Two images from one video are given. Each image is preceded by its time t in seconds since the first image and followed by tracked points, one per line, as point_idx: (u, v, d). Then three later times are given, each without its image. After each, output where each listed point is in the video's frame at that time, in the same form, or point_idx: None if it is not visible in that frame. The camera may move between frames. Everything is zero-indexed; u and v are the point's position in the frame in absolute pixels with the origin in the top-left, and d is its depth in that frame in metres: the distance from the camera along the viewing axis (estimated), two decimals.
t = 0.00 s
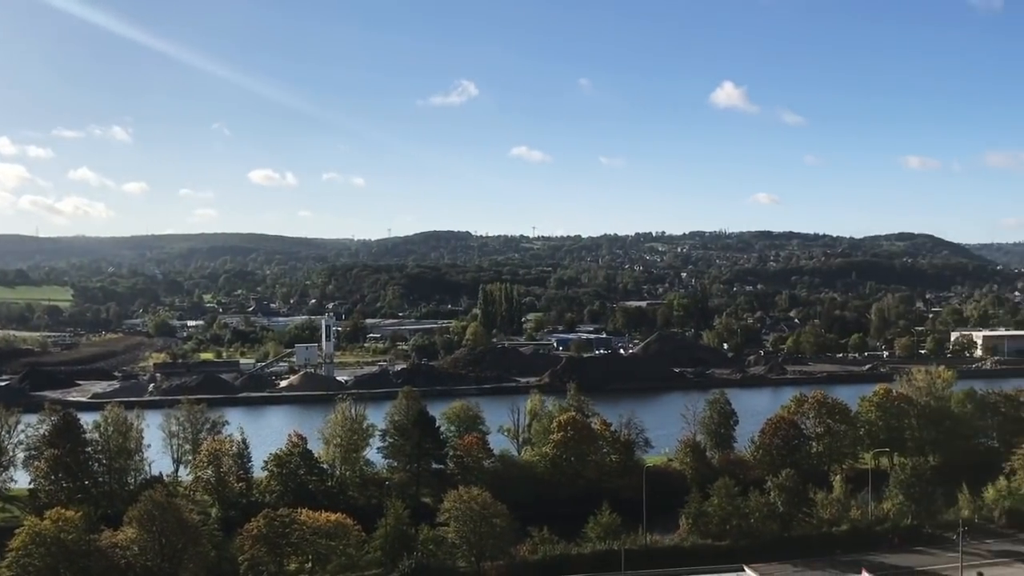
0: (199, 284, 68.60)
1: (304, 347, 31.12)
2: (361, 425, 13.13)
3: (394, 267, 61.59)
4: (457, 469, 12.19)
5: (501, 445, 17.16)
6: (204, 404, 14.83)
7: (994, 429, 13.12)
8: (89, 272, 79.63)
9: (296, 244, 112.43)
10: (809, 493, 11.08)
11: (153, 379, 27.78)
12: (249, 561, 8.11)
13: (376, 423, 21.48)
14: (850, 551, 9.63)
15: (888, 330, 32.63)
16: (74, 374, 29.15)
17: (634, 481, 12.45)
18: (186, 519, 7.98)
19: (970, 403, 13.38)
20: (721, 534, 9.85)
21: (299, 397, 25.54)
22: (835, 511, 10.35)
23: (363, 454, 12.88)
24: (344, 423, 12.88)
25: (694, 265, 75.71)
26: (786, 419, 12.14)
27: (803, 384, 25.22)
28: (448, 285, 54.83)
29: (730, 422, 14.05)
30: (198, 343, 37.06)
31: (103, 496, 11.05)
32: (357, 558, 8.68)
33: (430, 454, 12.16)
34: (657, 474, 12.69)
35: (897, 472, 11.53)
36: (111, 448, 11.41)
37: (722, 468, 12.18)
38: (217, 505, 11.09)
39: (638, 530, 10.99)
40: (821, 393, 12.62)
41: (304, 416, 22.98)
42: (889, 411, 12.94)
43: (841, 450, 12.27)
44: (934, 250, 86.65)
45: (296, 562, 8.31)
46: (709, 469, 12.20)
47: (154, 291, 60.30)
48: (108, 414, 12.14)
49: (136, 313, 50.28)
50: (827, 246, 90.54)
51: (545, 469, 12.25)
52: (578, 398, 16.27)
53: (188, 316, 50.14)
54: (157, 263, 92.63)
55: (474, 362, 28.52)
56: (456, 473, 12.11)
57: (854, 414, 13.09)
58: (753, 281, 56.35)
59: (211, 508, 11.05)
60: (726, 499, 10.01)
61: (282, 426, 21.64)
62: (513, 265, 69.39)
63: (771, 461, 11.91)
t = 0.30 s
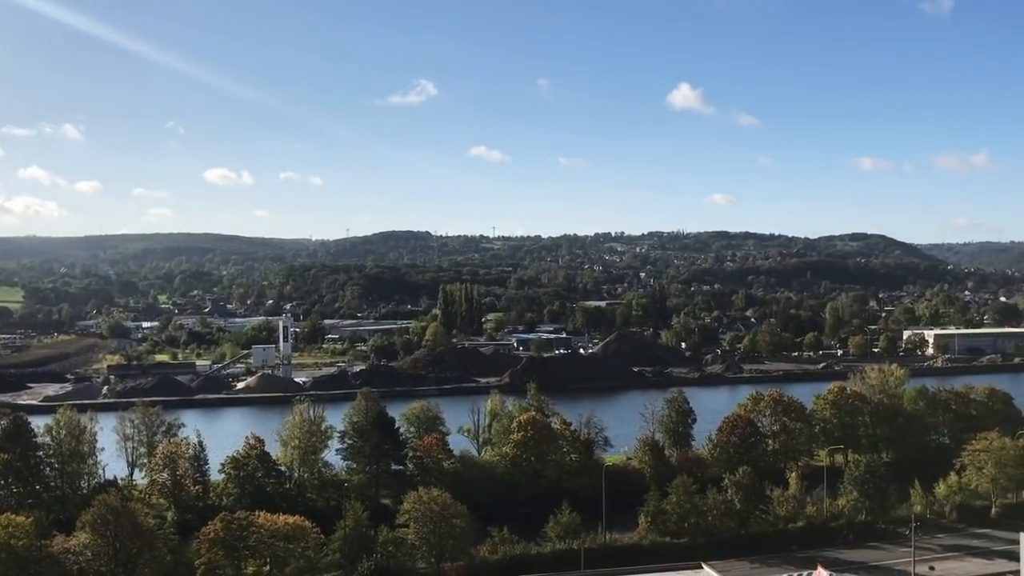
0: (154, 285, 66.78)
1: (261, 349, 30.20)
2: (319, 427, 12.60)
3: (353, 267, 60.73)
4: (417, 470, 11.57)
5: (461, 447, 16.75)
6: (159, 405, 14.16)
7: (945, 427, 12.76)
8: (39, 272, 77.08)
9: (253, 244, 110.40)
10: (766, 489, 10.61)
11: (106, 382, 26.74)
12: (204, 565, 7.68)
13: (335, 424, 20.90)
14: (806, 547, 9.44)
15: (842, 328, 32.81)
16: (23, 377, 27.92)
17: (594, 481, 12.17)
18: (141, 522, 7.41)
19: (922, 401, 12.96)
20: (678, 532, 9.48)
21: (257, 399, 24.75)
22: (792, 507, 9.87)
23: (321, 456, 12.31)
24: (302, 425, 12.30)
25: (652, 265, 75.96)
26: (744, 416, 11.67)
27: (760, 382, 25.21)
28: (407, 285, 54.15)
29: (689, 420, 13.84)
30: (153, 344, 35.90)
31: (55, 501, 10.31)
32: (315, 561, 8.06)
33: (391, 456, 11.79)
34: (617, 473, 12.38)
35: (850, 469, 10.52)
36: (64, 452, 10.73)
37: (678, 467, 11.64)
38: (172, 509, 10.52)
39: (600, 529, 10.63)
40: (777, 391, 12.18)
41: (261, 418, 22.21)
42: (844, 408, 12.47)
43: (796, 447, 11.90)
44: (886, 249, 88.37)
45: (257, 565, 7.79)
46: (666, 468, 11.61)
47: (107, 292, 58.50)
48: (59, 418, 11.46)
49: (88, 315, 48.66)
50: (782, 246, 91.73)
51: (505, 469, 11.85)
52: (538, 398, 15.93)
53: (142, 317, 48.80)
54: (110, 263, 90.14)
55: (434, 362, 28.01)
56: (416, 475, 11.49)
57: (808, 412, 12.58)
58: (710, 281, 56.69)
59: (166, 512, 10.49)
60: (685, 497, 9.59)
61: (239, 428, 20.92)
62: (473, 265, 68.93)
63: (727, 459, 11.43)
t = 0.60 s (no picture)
0: (106, 285, 64.86)
1: (218, 349, 29.24)
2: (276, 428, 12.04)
3: (310, 267, 59.83)
4: (375, 471, 11.24)
5: (420, 448, 16.35)
6: (113, 408, 13.44)
7: (896, 424, 12.68)
8: None
9: (208, 244, 108.17)
10: (721, 488, 10.45)
11: (56, 385, 25.71)
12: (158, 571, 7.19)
13: (292, 426, 20.33)
14: (761, 545, 9.23)
15: (795, 328, 33.18)
16: None
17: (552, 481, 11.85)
18: (94, 527, 6.98)
19: (874, 399, 12.80)
20: (637, 531, 9.25)
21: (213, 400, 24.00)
22: (748, 505, 9.72)
23: (278, 458, 11.63)
24: (258, 425, 11.65)
25: (610, 265, 76.20)
26: (700, 415, 11.51)
27: (715, 382, 25.28)
28: (365, 285, 53.42)
29: (646, 419, 13.66)
30: (105, 346, 34.73)
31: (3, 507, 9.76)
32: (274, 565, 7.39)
33: (348, 458, 11.31)
34: (574, 473, 12.08)
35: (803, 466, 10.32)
36: (13, 456, 10.09)
37: (635, 466, 11.29)
38: (126, 513, 9.98)
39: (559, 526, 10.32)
40: (732, 389, 12.01)
41: (217, 420, 21.51)
42: (798, 408, 12.24)
43: (752, 445, 11.62)
44: (839, 250, 89.93)
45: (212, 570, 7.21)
46: (624, 466, 11.29)
47: (58, 292, 56.63)
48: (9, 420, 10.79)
49: (37, 316, 47.00)
50: (738, 247, 92.91)
51: (464, 469, 11.52)
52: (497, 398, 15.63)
53: (94, 317, 47.42)
54: (60, 263, 87.50)
55: (392, 362, 27.53)
56: (374, 476, 11.16)
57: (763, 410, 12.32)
58: (668, 281, 57.00)
59: (120, 516, 9.96)
60: (642, 495, 9.40)
61: (194, 430, 20.22)
62: (433, 265, 68.35)
63: (684, 457, 11.23)
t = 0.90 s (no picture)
0: (55, 285, 62.88)
1: (171, 350, 28.41)
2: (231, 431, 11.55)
3: (267, 267, 58.77)
4: (332, 473, 10.80)
5: (378, 450, 15.98)
6: (62, 410, 12.74)
7: (849, 422, 12.63)
8: None
9: (162, 245, 105.87)
10: (677, 487, 10.24)
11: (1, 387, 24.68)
12: None
13: (248, 427, 19.77)
14: (718, 543, 9.06)
15: (751, 328, 33.49)
16: None
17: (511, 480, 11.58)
18: (42, 531, 6.50)
19: (828, 398, 12.70)
20: (594, 530, 9.06)
21: (167, 402, 23.24)
22: (702, 502, 9.59)
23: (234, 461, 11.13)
24: (212, 429, 11.15)
25: (569, 266, 76.43)
26: (657, 414, 11.35)
27: (673, 381, 25.31)
28: (323, 285, 52.65)
29: (604, 419, 13.51)
30: (54, 347, 33.57)
31: None
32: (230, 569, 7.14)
33: (305, 460, 10.96)
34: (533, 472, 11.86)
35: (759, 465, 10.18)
36: None
37: (593, 465, 11.05)
38: (77, 516, 9.38)
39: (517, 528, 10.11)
40: (689, 388, 11.84)
41: (171, 423, 20.80)
42: (752, 407, 12.03)
43: (707, 445, 11.48)
44: (793, 251, 91.44)
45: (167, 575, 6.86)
46: (583, 466, 11.06)
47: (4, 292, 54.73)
48: None
49: None
50: (695, 248, 93.92)
51: (422, 470, 11.19)
52: (456, 398, 15.36)
53: (43, 318, 45.87)
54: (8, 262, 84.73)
55: (349, 364, 27.02)
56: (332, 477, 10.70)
57: (718, 410, 12.05)
58: (626, 282, 57.26)
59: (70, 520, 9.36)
60: (600, 495, 9.18)
61: (147, 432, 19.52)
62: (391, 265, 67.79)
63: (641, 457, 11.05)
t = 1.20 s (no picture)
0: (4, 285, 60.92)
1: (126, 351, 27.61)
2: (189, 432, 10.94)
3: (225, 266, 57.66)
4: (291, 475, 10.39)
5: (337, 451, 15.64)
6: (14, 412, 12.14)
7: (806, 421, 12.61)
8: None
9: (116, 243, 103.42)
10: (635, 486, 10.08)
11: None
12: None
13: (205, 429, 19.26)
14: (677, 541, 8.97)
15: (710, 328, 33.74)
16: None
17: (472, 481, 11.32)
18: None
19: (785, 397, 12.63)
20: (555, 530, 8.91)
21: (122, 403, 22.53)
22: (661, 501, 9.51)
23: (191, 463, 10.61)
24: (170, 429, 10.63)
25: (530, 266, 76.49)
26: (617, 413, 11.21)
27: (634, 381, 25.33)
28: (282, 285, 51.83)
29: (565, 418, 13.37)
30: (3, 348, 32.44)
31: None
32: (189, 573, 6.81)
33: (264, 462, 10.55)
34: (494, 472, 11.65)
35: (716, 464, 10.04)
36: None
37: (553, 464, 10.96)
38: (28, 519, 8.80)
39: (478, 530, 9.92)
40: (648, 387, 11.70)
41: (125, 425, 20.16)
42: (711, 406, 11.96)
43: (667, 443, 11.36)
44: (750, 251, 92.73)
45: None
46: (544, 466, 10.89)
47: None
48: None
49: None
50: (655, 249, 94.67)
51: (383, 471, 10.86)
52: (417, 399, 15.09)
53: None
54: None
55: (309, 364, 26.53)
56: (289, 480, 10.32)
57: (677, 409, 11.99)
58: (587, 282, 57.39)
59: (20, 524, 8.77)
60: (561, 495, 9.02)
61: (100, 434, 18.88)
62: (351, 265, 67.06)
63: (601, 456, 10.91)
